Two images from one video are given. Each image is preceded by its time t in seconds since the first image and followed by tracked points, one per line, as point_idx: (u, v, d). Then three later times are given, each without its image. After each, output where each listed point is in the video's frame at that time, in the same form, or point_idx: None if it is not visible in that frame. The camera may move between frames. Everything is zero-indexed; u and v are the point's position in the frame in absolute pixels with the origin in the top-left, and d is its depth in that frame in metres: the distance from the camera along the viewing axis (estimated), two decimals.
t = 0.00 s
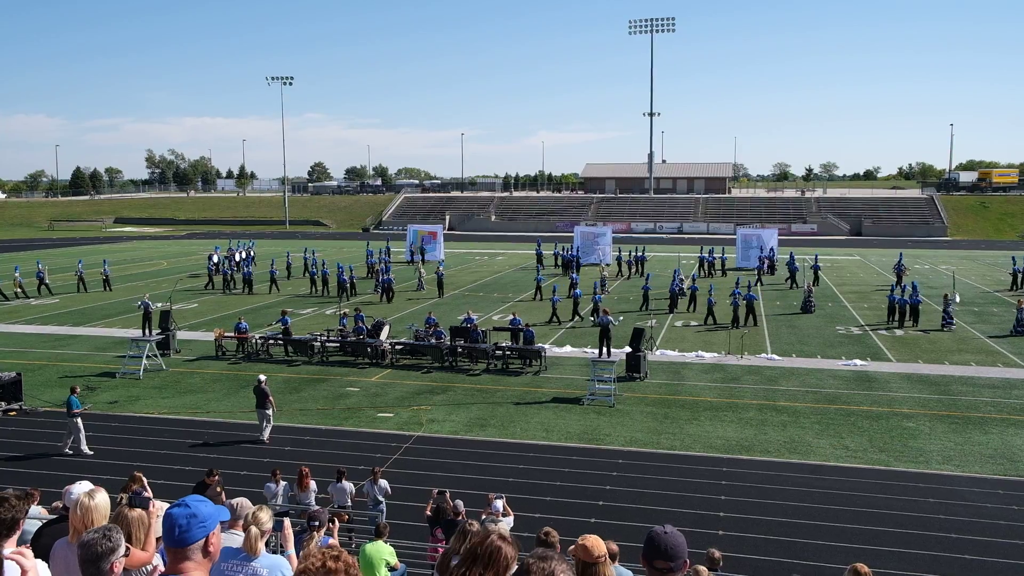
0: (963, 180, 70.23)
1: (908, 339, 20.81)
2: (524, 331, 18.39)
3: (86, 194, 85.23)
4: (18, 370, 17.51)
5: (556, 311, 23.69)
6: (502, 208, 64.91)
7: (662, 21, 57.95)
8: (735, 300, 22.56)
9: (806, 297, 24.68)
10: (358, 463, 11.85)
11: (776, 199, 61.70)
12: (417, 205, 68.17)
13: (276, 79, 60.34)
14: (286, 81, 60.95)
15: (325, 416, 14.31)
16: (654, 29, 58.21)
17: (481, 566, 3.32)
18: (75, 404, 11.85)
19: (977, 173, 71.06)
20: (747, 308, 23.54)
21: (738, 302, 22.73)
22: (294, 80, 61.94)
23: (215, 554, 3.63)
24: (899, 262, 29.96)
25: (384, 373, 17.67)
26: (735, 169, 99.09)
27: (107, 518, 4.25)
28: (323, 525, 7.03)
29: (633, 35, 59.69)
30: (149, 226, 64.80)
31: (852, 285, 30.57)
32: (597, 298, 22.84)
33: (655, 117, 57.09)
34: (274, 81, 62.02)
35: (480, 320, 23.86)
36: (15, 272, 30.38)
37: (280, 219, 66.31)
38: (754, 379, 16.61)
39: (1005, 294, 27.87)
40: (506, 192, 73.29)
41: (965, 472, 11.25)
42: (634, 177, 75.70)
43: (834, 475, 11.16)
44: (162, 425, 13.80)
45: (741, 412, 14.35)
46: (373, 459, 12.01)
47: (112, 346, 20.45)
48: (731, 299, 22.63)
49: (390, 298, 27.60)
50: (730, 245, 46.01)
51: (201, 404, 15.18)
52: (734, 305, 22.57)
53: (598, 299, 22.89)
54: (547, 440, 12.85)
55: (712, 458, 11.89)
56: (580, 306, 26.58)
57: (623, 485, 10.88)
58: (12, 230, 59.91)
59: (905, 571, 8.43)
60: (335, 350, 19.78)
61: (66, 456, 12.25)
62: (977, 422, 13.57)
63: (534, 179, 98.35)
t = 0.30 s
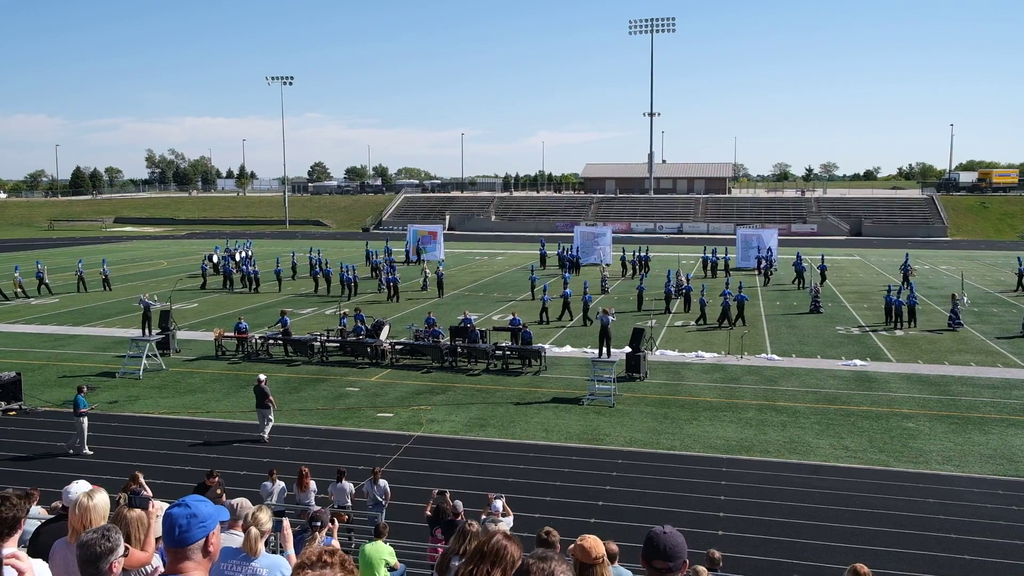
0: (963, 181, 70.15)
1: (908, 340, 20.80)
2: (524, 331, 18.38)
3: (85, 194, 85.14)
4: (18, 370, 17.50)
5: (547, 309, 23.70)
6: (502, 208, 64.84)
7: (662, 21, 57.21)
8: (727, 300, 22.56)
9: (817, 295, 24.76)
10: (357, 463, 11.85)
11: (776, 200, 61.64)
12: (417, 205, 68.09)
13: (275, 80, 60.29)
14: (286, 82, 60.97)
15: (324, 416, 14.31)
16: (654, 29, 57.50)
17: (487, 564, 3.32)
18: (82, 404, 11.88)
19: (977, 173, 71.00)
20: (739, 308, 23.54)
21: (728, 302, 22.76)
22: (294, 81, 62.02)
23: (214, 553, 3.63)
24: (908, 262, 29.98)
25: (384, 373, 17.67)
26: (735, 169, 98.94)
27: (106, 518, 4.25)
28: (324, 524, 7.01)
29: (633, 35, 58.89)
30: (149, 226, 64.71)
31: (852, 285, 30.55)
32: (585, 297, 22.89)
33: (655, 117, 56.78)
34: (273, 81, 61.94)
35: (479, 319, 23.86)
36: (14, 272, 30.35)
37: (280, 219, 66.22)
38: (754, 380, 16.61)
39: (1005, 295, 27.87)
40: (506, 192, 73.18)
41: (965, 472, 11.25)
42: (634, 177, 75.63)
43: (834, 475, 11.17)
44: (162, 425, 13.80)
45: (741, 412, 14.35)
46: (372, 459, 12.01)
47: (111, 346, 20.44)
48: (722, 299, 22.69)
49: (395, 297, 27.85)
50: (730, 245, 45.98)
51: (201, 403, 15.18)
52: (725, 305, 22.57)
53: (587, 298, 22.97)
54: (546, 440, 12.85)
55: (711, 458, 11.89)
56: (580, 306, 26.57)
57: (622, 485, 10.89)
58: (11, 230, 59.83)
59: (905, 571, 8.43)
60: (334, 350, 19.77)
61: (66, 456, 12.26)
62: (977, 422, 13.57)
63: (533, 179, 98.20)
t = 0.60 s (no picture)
0: (960, 181, 70.31)
1: (905, 339, 20.83)
2: (521, 330, 18.40)
3: (83, 193, 85.11)
4: (15, 369, 17.49)
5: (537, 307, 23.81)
6: (500, 208, 64.91)
7: (660, 20, 59.11)
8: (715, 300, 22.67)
9: (818, 294, 24.81)
10: (355, 462, 11.85)
11: (774, 199, 61.75)
12: (415, 204, 68.15)
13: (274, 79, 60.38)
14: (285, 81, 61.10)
15: (322, 415, 14.31)
16: (651, 28, 59.18)
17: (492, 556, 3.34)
18: (84, 402, 11.90)
19: (974, 173, 71.14)
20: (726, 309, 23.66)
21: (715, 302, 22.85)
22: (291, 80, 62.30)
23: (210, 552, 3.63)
24: (909, 261, 30.04)
25: (382, 372, 17.68)
26: (734, 168, 99.00)
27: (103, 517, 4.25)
28: (321, 524, 6.99)
29: (631, 35, 60.38)
30: (147, 224, 64.71)
31: (850, 285, 30.62)
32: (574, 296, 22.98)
33: (651, 115, 58.37)
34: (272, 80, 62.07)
35: (477, 318, 23.88)
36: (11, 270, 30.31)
37: (278, 218, 66.23)
38: (752, 379, 16.64)
39: (1001, 294, 27.94)
40: (504, 192, 73.18)
41: (961, 471, 11.28)
42: (632, 176, 75.75)
43: (832, 475, 11.18)
44: (159, 424, 13.79)
45: (738, 411, 14.37)
46: (370, 458, 12.01)
47: (109, 344, 20.43)
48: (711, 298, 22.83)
49: (396, 294, 28.20)
50: (728, 245, 46.04)
51: (199, 402, 15.17)
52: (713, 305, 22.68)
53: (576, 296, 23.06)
54: (544, 439, 12.86)
55: (709, 458, 11.91)
56: (577, 305, 26.61)
57: (620, 485, 10.89)
58: (10, 228, 59.82)
59: (902, 571, 8.44)
60: (332, 349, 19.77)
61: (63, 456, 12.24)
62: (974, 421, 13.61)
63: (532, 178, 98.19)
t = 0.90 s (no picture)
0: (952, 180, 70.60)
1: (898, 339, 20.88)
2: (515, 329, 18.39)
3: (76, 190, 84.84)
4: (6, 367, 17.40)
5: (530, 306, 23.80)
6: (494, 206, 64.92)
7: (654, 20, 60.35)
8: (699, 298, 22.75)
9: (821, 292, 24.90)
10: (348, 461, 11.83)
11: (767, 198, 61.91)
12: (409, 202, 68.13)
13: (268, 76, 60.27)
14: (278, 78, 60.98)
15: (315, 413, 14.28)
16: (647, 27, 60.36)
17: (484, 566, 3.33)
18: (82, 400, 11.89)
19: (966, 173, 71.36)
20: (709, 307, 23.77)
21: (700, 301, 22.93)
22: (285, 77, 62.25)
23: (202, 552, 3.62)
24: (909, 261, 30.03)
25: (375, 371, 17.64)
26: (727, 167, 99.01)
27: (94, 516, 4.23)
28: (315, 523, 6.97)
29: (626, 34, 61.99)
30: (140, 222, 64.51)
31: (843, 284, 30.68)
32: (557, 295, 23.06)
33: (645, 114, 60.11)
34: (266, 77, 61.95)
35: (470, 317, 23.87)
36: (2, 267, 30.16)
37: (271, 215, 66.12)
38: (744, 378, 16.68)
39: (993, 294, 28.05)
40: (499, 190, 73.19)
41: (952, 470, 11.32)
42: (626, 175, 75.84)
43: (824, 473, 11.22)
44: (152, 423, 13.74)
45: (731, 410, 14.39)
46: (364, 457, 11.99)
47: (101, 342, 20.35)
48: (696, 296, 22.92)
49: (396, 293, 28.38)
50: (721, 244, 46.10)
51: (191, 401, 15.12)
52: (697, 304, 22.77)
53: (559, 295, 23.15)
54: (537, 438, 12.85)
55: (702, 456, 11.93)
56: (572, 304, 26.63)
57: (614, 483, 10.90)
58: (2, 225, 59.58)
59: (894, 569, 8.48)
60: (325, 347, 19.74)
61: (55, 454, 12.19)
62: (965, 420, 13.66)
63: (525, 178, 98.06)
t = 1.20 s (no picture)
0: (959, 176, 70.25)
1: (905, 335, 20.82)
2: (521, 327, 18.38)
3: (82, 191, 85.13)
4: (14, 368, 17.47)
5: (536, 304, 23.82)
6: (499, 205, 64.84)
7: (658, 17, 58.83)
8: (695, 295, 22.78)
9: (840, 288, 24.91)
10: (355, 460, 11.85)
11: (773, 195, 61.69)
12: (414, 202, 68.11)
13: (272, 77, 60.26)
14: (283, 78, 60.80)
15: (322, 412, 14.30)
16: (651, 25, 58.88)
17: (491, 569, 3.33)
18: (99, 400, 11.99)
19: (973, 169, 70.99)
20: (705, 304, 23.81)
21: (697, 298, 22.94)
22: (289, 77, 62.70)
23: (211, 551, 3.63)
24: (920, 256, 29.84)
25: (381, 370, 17.67)
26: (733, 164, 98.75)
27: (102, 516, 4.24)
28: (323, 521, 6.98)
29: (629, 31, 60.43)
30: (146, 223, 64.67)
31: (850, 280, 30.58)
32: (553, 293, 23.13)
33: (649, 112, 57.99)
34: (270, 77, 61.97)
35: (476, 316, 23.88)
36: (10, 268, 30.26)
37: (277, 215, 66.18)
38: (751, 375, 16.65)
39: (1000, 290, 27.93)
40: (504, 189, 73.06)
41: (960, 466, 11.29)
42: (631, 173, 75.66)
43: (831, 470, 11.21)
44: (159, 422, 13.80)
45: (738, 407, 14.38)
46: (370, 455, 12.01)
47: (108, 343, 20.42)
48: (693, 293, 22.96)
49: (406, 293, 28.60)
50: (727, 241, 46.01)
51: (198, 400, 15.17)
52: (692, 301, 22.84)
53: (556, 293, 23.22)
54: (544, 436, 12.85)
55: (709, 454, 11.92)
56: (578, 302, 26.59)
57: (621, 481, 10.90)
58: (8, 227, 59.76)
59: (901, 565, 8.46)
60: (332, 346, 19.76)
61: (63, 454, 12.24)
62: (973, 416, 13.62)
63: (530, 176, 97.98)
